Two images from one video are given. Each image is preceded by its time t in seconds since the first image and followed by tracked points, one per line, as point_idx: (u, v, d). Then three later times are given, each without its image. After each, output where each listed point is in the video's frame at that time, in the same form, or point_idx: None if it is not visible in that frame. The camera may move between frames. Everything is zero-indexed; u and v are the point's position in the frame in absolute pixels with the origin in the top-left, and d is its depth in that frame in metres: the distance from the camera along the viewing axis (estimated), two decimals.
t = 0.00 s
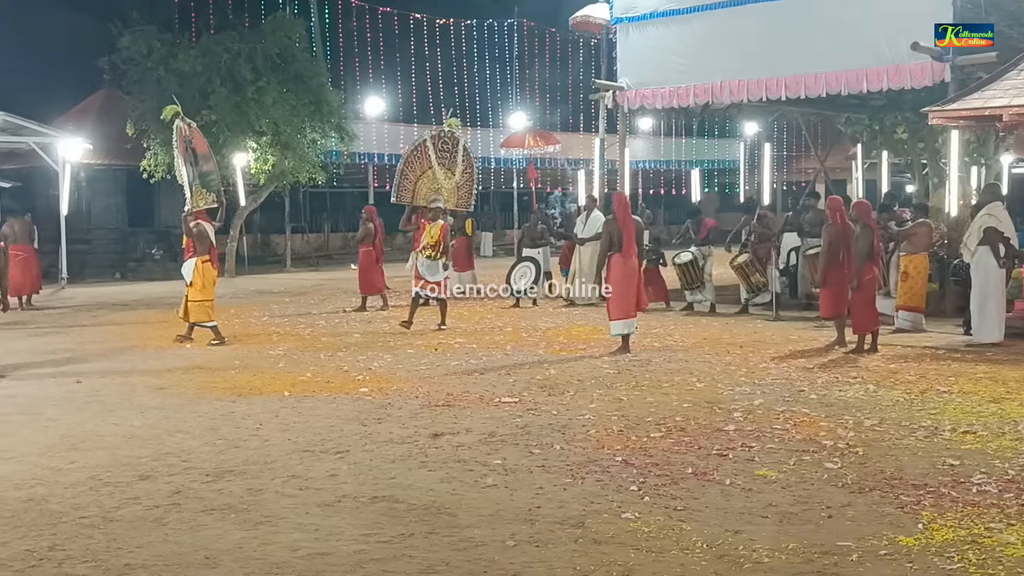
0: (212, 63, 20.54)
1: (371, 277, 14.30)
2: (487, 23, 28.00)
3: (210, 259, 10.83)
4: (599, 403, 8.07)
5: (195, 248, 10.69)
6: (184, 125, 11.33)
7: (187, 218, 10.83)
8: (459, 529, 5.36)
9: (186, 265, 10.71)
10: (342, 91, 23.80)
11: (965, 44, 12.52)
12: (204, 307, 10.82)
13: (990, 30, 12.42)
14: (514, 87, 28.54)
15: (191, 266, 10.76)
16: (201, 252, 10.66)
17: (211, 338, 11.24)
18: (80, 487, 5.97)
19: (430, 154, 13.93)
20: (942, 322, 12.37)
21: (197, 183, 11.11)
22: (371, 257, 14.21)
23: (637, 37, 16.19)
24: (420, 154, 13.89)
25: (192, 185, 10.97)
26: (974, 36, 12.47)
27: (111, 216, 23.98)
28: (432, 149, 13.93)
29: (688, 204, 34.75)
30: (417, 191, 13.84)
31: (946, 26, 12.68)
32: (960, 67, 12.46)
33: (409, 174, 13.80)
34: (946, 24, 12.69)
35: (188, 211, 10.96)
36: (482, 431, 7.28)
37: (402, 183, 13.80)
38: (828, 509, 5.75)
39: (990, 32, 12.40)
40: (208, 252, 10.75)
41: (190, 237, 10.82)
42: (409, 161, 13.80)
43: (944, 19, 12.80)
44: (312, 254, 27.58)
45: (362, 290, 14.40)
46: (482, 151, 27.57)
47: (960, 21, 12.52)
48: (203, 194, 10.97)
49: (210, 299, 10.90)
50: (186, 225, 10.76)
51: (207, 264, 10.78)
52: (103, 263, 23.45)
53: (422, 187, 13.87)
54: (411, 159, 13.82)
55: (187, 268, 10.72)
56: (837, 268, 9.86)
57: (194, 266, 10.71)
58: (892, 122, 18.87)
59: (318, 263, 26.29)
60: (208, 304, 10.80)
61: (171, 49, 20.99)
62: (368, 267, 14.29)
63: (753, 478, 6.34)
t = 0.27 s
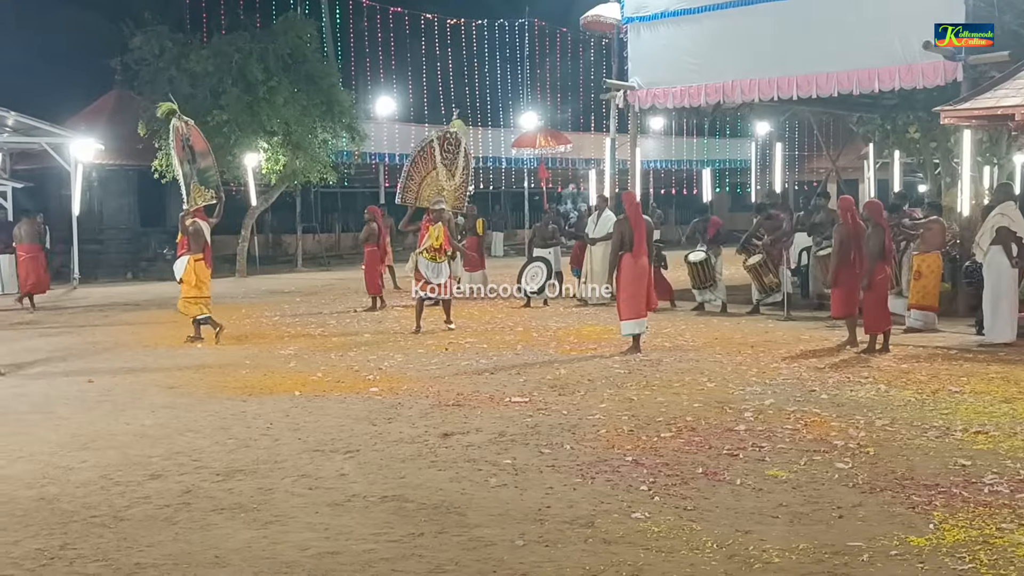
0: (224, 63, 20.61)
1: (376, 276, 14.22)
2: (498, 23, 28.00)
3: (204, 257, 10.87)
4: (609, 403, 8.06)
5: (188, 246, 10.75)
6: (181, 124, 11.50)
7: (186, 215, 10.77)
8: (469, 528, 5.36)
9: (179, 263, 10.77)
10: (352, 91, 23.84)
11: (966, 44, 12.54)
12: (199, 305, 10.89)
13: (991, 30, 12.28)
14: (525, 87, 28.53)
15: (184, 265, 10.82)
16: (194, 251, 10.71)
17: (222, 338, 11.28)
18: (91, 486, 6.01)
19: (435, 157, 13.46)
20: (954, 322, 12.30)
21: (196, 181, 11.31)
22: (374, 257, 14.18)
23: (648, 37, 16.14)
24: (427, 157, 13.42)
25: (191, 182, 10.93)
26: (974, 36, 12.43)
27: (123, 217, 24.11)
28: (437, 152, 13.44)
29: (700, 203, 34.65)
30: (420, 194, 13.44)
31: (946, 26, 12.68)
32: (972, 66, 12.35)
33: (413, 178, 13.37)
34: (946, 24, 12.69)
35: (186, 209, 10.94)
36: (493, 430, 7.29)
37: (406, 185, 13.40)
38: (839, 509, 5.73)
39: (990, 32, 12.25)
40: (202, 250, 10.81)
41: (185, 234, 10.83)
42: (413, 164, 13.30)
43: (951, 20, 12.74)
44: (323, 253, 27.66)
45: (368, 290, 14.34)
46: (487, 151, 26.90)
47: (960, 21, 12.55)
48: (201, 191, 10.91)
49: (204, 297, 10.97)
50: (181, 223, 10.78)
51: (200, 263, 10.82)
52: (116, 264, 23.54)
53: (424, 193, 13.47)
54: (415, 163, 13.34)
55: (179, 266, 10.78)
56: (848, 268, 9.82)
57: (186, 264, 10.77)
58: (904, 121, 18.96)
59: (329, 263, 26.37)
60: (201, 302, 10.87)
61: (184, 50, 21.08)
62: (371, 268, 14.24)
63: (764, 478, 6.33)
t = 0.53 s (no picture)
0: (233, 65, 20.65)
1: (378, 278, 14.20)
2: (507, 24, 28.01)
3: (200, 258, 10.92)
4: (618, 404, 8.05)
5: (185, 248, 10.80)
6: (178, 125, 11.58)
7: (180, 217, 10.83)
8: (478, 530, 5.36)
9: (174, 264, 10.85)
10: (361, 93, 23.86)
11: (966, 44, 12.59)
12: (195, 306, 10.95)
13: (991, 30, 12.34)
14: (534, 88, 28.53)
15: (180, 265, 10.89)
16: (190, 252, 10.76)
17: (231, 339, 11.30)
18: (102, 487, 6.04)
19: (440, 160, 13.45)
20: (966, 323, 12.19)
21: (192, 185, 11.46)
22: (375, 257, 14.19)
23: (657, 38, 16.12)
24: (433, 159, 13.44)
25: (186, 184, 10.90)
26: (974, 36, 12.48)
27: (133, 219, 24.16)
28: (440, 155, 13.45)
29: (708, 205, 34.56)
30: (429, 194, 13.31)
31: (946, 25, 12.73)
32: (983, 67, 12.42)
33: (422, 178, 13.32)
34: (946, 24, 12.74)
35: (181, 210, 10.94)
36: (502, 431, 7.29)
37: (416, 186, 13.30)
38: (848, 510, 5.72)
39: (989, 32, 12.32)
40: (198, 251, 10.85)
41: (182, 235, 10.89)
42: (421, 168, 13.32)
43: (956, 20, 12.74)
44: (332, 255, 27.69)
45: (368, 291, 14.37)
46: (500, 152, 27.45)
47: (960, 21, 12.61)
48: (197, 192, 10.88)
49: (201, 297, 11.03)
50: (177, 224, 10.83)
51: (196, 263, 10.87)
52: (125, 265, 23.57)
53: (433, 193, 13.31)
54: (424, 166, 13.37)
55: (175, 267, 10.86)
56: (858, 269, 9.77)
57: (182, 265, 10.84)
58: (914, 121, 18.94)
59: (338, 265, 26.40)
60: (197, 303, 10.94)
61: (192, 52, 21.14)
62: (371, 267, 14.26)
63: (774, 479, 6.32)
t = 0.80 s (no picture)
0: (241, 66, 20.68)
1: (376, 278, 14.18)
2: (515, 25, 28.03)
3: (191, 259, 10.92)
4: (626, 405, 8.04)
5: (175, 249, 10.81)
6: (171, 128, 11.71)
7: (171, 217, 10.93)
8: (485, 531, 5.36)
9: (164, 266, 10.84)
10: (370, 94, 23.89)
11: (966, 44, 12.48)
12: (185, 308, 10.94)
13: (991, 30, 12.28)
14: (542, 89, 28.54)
15: (170, 267, 10.89)
16: (179, 253, 10.76)
17: (239, 339, 11.31)
18: (110, 487, 6.05)
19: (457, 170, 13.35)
20: (975, 325, 12.07)
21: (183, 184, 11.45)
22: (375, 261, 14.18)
23: (665, 38, 16.09)
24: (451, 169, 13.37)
25: (178, 186, 11.05)
26: (974, 36, 12.38)
27: (141, 219, 24.24)
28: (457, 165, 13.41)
29: (717, 205, 34.52)
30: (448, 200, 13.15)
31: (947, 26, 12.68)
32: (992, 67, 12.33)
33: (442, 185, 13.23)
34: (947, 24, 12.70)
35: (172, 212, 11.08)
36: (510, 432, 7.29)
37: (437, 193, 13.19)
38: (857, 512, 5.70)
39: (989, 32, 12.25)
40: (188, 253, 10.85)
41: (173, 237, 11.00)
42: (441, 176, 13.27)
43: (961, 20, 12.68)
44: (340, 256, 27.74)
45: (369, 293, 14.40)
46: (509, 153, 27.47)
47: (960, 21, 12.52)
48: (188, 195, 11.03)
49: (191, 299, 11.02)
50: (168, 226, 10.89)
51: (186, 265, 10.87)
52: (133, 266, 23.62)
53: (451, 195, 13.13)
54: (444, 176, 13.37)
55: (165, 269, 10.86)
56: (866, 269, 9.77)
57: (172, 267, 10.82)
58: (922, 122, 18.87)
59: (346, 265, 26.43)
60: (188, 305, 10.92)
61: (200, 53, 21.18)
62: (372, 270, 14.27)
63: (782, 480, 6.30)
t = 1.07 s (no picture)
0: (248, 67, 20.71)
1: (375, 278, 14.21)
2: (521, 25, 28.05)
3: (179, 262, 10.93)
4: (633, 406, 8.03)
5: (164, 250, 10.83)
6: (162, 128, 11.54)
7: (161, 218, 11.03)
8: (492, 531, 5.36)
9: (153, 266, 10.82)
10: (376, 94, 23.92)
11: (966, 44, 12.46)
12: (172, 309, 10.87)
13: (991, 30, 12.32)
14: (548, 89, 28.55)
15: (158, 268, 10.88)
16: (169, 253, 10.80)
17: (245, 340, 11.32)
18: (118, 487, 6.07)
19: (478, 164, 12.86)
20: (983, 326, 12.05)
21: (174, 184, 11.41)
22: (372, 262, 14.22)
23: (672, 39, 16.07)
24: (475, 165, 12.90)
25: (169, 187, 11.10)
26: (974, 36, 12.39)
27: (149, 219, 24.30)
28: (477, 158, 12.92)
29: (723, 206, 34.48)
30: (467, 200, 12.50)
31: (946, 26, 12.67)
32: (999, 68, 12.34)
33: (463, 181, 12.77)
34: (946, 24, 12.69)
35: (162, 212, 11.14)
36: (516, 433, 7.28)
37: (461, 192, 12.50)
38: (864, 513, 5.69)
39: (990, 32, 12.31)
40: (177, 255, 10.87)
41: (163, 239, 11.06)
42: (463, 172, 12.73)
43: (964, 20, 12.70)
44: (347, 257, 27.80)
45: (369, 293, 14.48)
46: (515, 153, 27.48)
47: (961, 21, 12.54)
48: (179, 196, 11.09)
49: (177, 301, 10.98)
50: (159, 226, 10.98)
51: (174, 267, 10.87)
52: (140, 266, 23.67)
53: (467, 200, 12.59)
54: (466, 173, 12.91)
55: (153, 270, 10.84)
56: (873, 270, 9.74)
57: (161, 268, 10.81)
58: (930, 122, 18.71)
59: (352, 266, 26.47)
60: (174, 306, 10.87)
61: (207, 54, 21.22)
62: (372, 271, 14.32)
63: (789, 481, 6.29)
